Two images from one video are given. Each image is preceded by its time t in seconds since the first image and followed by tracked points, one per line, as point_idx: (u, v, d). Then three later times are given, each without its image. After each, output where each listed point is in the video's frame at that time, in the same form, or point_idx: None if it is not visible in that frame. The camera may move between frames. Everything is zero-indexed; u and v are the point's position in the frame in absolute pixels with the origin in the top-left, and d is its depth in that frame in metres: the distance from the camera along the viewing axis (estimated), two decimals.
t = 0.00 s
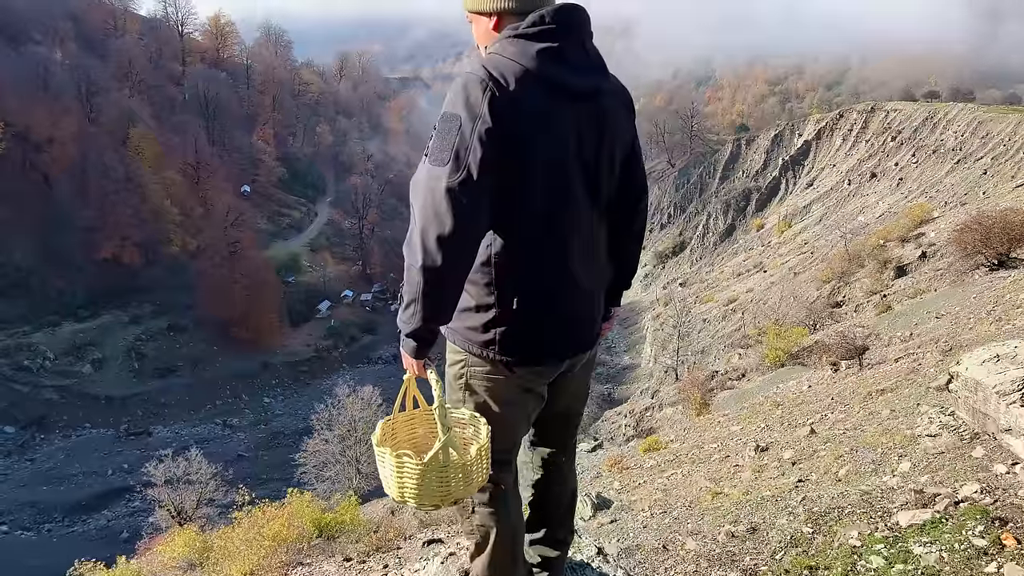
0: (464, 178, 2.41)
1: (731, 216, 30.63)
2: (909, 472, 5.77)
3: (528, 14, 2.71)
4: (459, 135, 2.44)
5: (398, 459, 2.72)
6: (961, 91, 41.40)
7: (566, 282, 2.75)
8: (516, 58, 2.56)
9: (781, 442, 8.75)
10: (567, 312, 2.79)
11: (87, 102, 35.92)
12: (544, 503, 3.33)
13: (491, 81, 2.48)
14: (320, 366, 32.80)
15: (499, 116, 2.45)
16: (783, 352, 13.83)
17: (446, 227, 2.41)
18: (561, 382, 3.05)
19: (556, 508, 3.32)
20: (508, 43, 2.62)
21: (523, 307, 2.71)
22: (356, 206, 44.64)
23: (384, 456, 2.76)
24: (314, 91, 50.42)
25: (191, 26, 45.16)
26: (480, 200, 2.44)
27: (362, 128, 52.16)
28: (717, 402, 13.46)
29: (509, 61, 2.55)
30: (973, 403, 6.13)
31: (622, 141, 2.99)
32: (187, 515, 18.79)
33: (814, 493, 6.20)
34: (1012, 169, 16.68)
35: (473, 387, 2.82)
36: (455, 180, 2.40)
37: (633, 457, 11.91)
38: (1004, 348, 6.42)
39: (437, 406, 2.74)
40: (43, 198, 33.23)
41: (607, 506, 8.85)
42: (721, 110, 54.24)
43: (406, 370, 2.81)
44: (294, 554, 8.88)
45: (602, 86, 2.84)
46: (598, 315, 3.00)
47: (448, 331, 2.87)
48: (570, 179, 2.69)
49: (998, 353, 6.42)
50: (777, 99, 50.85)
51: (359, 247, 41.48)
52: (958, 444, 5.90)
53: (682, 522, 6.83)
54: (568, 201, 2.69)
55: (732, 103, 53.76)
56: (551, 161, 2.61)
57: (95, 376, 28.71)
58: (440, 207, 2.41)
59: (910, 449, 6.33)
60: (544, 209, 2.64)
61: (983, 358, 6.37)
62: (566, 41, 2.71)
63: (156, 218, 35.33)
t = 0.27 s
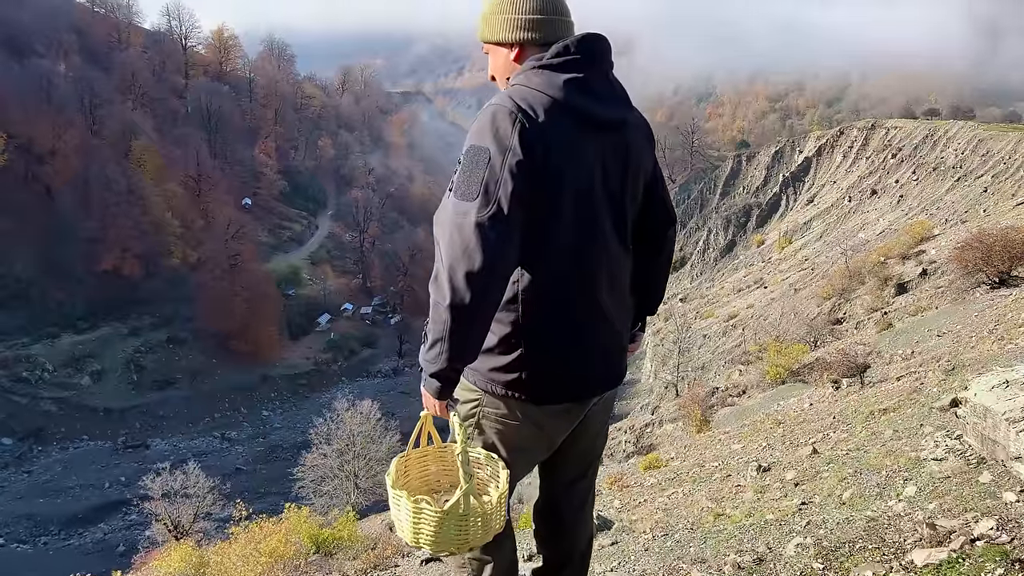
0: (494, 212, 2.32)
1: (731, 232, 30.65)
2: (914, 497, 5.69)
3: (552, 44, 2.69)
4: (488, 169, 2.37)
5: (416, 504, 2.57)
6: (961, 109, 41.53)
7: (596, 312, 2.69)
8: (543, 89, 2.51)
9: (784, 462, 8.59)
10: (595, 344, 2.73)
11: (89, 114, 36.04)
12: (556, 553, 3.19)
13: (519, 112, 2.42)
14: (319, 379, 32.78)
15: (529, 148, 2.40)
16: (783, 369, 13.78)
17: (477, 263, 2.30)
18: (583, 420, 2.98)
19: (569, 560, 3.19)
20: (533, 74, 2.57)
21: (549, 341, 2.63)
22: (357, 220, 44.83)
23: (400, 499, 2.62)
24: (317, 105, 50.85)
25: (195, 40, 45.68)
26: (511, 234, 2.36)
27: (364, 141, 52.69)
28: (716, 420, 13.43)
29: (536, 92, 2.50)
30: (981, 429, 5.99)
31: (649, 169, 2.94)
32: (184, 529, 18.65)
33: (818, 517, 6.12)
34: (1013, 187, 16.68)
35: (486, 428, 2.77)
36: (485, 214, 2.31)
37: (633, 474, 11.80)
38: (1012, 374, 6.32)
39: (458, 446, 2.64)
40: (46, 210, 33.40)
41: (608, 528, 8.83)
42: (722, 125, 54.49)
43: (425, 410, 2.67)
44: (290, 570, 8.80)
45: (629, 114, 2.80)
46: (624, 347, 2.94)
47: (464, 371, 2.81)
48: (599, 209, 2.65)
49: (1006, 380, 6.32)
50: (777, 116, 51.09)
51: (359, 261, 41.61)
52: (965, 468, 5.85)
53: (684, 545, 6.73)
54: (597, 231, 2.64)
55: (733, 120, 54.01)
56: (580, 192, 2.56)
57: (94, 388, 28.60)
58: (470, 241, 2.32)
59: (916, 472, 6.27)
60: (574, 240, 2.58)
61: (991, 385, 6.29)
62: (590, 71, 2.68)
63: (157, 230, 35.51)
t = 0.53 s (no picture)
0: (508, 258, 2.20)
1: (732, 252, 30.65)
2: (921, 529, 5.60)
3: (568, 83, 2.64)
4: (500, 214, 2.26)
5: (408, 557, 2.35)
6: (962, 131, 41.70)
7: (612, 358, 2.59)
8: (560, 129, 2.42)
9: (788, 488, 8.44)
10: (611, 392, 2.63)
11: (94, 130, 36.21)
12: None
13: (535, 153, 2.32)
14: (319, 396, 32.72)
15: (547, 190, 2.29)
16: (786, 390, 13.71)
17: (488, 312, 2.17)
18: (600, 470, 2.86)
19: None
20: (547, 114, 2.49)
21: (564, 389, 2.51)
22: (359, 236, 45.03)
23: (392, 551, 2.42)
24: (320, 122, 51.32)
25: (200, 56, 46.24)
26: (525, 282, 2.24)
27: (366, 159, 53.63)
28: (718, 441, 13.36)
29: (548, 133, 2.41)
30: (994, 464, 5.84)
31: (665, 207, 2.87)
32: (181, 547, 18.48)
33: (824, 549, 6.05)
34: (1015, 209, 16.65)
35: (494, 485, 2.69)
36: (498, 260, 2.19)
37: (635, 497, 11.61)
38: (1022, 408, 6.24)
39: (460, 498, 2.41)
40: (48, 225, 33.29)
41: (610, 556, 8.74)
42: (723, 145, 54.78)
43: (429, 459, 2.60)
44: None
45: (646, 152, 2.73)
46: (640, 392, 2.84)
47: (473, 423, 2.74)
48: (615, 252, 2.56)
49: (1018, 413, 6.22)
50: (779, 136, 51.37)
51: (361, 277, 41.73)
52: (973, 500, 5.76)
53: None
54: (614, 273, 2.55)
55: (734, 140, 54.32)
56: (595, 235, 2.47)
57: (94, 404, 28.27)
58: (480, 288, 2.19)
59: (923, 502, 6.17)
60: (590, 285, 2.49)
61: (1003, 418, 6.20)
62: (607, 111, 2.60)
63: (159, 245, 35.52)
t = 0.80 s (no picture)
0: (498, 305, 2.15)
1: (734, 271, 30.71)
2: (929, 559, 5.65)
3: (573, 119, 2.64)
4: (490, 259, 2.22)
5: None
6: (964, 153, 41.81)
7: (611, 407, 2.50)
8: (558, 169, 2.36)
9: (791, 512, 8.37)
10: (610, 442, 2.54)
11: (100, 147, 36.47)
12: None
13: (530, 194, 2.27)
14: (319, 413, 32.67)
15: (543, 233, 2.23)
16: (788, 412, 13.65)
17: (474, 361, 2.15)
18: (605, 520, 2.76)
19: None
20: (546, 151, 2.44)
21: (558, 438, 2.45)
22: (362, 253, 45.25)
23: None
24: (324, 140, 51.78)
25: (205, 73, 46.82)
26: (516, 330, 2.18)
27: (370, 176, 54.12)
28: (720, 463, 13.29)
29: (547, 172, 2.35)
30: (1002, 495, 5.74)
31: (670, 250, 2.79)
32: (178, 565, 18.29)
33: None
34: (1017, 232, 16.62)
35: (490, 536, 2.71)
36: (487, 307, 2.15)
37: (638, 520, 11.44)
38: None
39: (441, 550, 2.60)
40: (51, 238, 33.68)
41: None
42: (726, 165, 55.00)
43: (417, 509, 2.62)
44: None
45: (651, 193, 2.65)
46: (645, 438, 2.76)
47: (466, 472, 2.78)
48: (615, 297, 2.48)
49: None
50: (781, 157, 51.60)
51: (363, 295, 41.86)
52: (981, 530, 5.72)
53: None
54: (613, 318, 2.47)
55: (737, 160, 54.54)
56: (594, 279, 2.39)
57: (94, 420, 28.17)
58: (468, 335, 2.17)
59: (929, 531, 6.10)
60: (588, 330, 2.42)
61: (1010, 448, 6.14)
62: (612, 147, 2.52)
63: (162, 260, 35.53)
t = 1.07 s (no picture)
0: (477, 354, 2.12)
1: (737, 290, 30.65)
2: None
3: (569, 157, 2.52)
4: (472, 305, 2.17)
5: None
6: (967, 174, 41.86)
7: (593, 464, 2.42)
8: (549, 212, 2.30)
9: (795, 536, 8.29)
10: (591, 498, 2.45)
11: (104, 163, 36.80)
12: None
13: (517, 238, 2.23)
14: (320, 431, 32.56)
15: (530, 280, 2.17)
16: (791, 432, 13.58)
17: (453, 411, 2.13)
18: None
19: None
20: (537, 192, 2.40)
21: (541, 493, 2.38)
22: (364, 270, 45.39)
23: None
24: (328, 157, 52.19)
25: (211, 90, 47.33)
26: (496, 381, 2.13)
27: (373, 193, 54.45)
28: (722, 484, 13.20)
29: (536, 215, 2.30)
30: (1009, 526, 5.64)
31: (668, 299, 2.70)
32: None
33: None
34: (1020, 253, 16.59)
35: None
36: (467, 356, 2.11)
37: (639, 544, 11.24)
38: None
39: None
40: (55, 253, 33.83)
41: None
42: (728, 184, 55.22)
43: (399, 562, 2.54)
44: None
45: (651, 239, 2.57)
46: (635, 493, 2.69)
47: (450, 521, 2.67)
48: (604, 347, 2.40)
49: None
50: (784, 176, 51.76)
51: (365, 311, 41.89)
52: (988, 559, 5.67)
53: None
54: (602, 370, 2.39)
55: (739, 179, 54.72)
56: (584, 329, 2.31)
57: (94, 436, 28.10)
58: (447, 383, 2.15)
59: (934, 561, 6.04)
60: (575, 382, 2.34)
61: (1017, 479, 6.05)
62: (606, 190, 2.46)
63: (165, 276, 35.53)
